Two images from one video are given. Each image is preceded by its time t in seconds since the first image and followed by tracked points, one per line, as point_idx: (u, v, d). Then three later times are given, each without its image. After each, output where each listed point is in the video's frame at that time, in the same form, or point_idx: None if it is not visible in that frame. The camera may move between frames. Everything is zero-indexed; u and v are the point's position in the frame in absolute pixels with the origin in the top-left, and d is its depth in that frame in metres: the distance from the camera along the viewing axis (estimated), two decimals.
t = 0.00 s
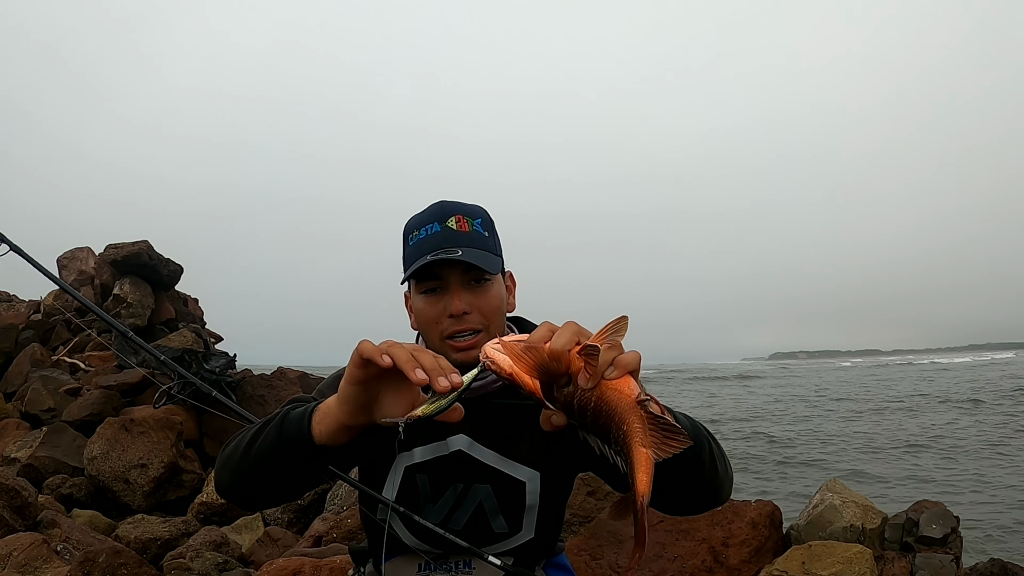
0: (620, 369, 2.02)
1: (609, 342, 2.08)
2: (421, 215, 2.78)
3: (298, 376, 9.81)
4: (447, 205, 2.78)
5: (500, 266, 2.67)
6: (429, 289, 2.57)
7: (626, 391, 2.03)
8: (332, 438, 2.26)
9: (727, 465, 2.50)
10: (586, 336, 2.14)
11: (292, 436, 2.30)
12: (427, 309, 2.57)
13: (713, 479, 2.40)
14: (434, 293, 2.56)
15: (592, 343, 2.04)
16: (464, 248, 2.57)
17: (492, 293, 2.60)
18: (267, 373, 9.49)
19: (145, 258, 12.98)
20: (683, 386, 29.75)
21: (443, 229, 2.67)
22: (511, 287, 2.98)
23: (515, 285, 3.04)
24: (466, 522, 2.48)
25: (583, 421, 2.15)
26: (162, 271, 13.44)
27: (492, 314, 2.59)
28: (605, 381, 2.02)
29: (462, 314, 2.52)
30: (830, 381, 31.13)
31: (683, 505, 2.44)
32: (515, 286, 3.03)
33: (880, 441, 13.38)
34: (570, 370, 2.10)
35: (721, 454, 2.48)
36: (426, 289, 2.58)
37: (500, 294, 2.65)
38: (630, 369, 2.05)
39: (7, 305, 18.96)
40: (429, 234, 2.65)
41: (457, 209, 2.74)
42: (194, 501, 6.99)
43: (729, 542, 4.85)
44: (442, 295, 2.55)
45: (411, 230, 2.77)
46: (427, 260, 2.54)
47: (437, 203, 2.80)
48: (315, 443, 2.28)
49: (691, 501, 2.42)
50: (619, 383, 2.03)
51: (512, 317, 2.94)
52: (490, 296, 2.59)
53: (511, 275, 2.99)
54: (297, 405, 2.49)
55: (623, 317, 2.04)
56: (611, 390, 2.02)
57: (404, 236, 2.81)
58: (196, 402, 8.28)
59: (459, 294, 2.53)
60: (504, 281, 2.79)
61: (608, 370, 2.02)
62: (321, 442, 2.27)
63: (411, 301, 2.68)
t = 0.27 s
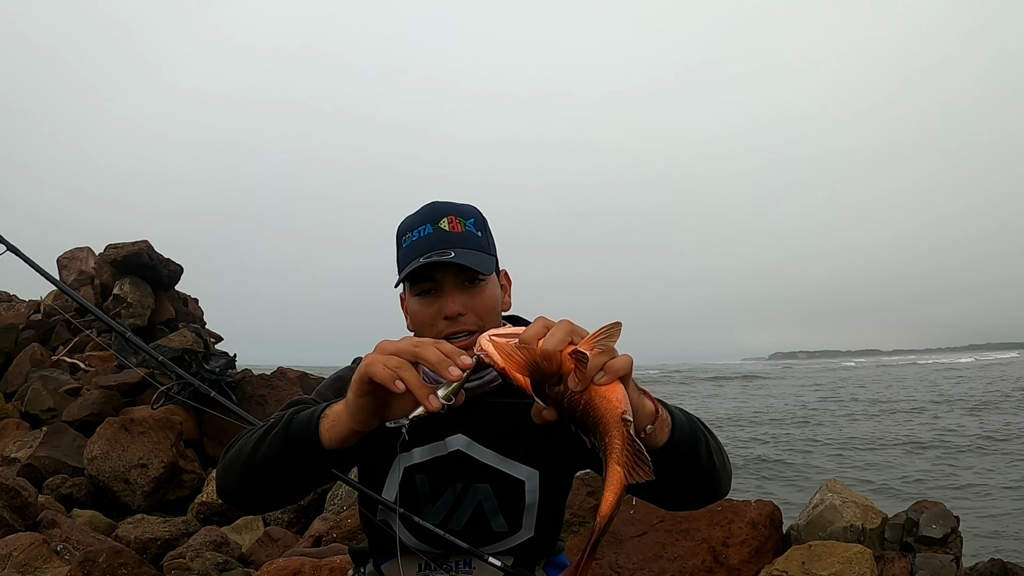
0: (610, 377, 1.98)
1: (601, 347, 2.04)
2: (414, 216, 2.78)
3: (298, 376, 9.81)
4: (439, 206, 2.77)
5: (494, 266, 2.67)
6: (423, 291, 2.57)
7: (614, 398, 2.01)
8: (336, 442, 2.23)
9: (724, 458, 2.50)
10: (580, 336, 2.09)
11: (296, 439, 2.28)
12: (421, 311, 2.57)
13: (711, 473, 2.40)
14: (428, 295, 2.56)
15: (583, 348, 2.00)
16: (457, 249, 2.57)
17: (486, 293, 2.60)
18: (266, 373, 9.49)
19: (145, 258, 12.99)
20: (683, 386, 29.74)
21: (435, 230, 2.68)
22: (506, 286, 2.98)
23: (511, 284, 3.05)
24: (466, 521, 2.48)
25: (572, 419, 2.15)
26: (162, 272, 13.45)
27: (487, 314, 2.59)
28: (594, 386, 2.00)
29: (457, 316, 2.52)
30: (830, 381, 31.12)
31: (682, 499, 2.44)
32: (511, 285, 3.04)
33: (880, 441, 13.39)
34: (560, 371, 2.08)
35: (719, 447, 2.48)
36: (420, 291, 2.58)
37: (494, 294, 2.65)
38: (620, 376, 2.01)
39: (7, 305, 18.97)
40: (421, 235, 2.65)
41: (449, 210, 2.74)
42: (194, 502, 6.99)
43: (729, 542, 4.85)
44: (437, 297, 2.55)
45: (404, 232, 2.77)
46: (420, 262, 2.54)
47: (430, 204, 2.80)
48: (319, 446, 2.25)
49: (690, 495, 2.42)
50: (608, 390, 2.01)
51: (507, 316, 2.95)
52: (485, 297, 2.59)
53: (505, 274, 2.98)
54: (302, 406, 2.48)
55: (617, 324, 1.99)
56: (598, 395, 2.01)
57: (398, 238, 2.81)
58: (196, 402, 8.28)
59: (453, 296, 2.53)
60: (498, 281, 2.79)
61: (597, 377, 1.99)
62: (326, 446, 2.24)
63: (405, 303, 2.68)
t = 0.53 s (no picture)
0: (604, 375, 2.01)
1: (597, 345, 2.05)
2: (412, 216, 2.78)
3: (298, 376, 9.81)
4: (437, 206, 2.77)
5: (492, 267, 2.66)
6: (421, 292, 2.57)
7: (611, 395, 2.02)
8: (338, 443, 2.22)
9: (723, 456, 2.50)
10: (574, 335, 2.11)
11: (298, 437, 2.27)
12: (420, 312, 2.57)
13: (711, 471, 2.40)
14: (426, 296, 2.56)
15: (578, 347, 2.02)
16: (455, 250, 2.56)
17: (484, 295, 2.60)
18: (266, 373, 9.48)
19: (145, 258, 12.98)
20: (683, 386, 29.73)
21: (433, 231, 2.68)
22: (504, 286, 2.98)
23: (509, 284, 3.05)
24: (465, 521, 2.48)
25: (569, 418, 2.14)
26: (162, 271, 13.44)
27: (485, 316, 2.59)
28: (590, 384, 2.01)
29: (454, 317, 2.52)
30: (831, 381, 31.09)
31: (682, 497, 2.44)
32: (509, 285, 3.04)
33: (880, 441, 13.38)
34: (556, 370, 2.08)
35: (718, 445, 2.48)
36: (418, 292, 2.58)
37: (493, 295, 2.65)
38: (616, 373, 2.04)
39: (7, 305, 18.96)
40: (419, 236, 2.65)
41: (447, 210, 2.74)
42: (194, 501, 6.99)
43: (729, 542, 4.85)
44: (435, 298, 2.55)
45: (402, 232, 2.77)
46: (418, 263, 2.54)
47: (428, 204, 2.80)
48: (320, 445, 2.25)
49: (689, 493, 2.42)
50: (604, 387, 2.02)
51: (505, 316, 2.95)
52: (483, 298, 2.59)
53: (503, 274, 2.98)
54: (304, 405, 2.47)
55: (613, 322, 2.01)
56: (595, 394, 2.01)
57: (396, 238, 2.81)
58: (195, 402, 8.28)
59: (451, 297, 2.53)
60: (496, 281, 2.79)
61: (593, 375, 2.01)
62: (327, 446, 2.23)
63: (403, 303, 2.68)
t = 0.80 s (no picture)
0: (608, 371, 2.01)
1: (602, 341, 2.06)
2: (415, 215, 2.78)
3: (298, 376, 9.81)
4: (440, 206, 2.78)
5: (495, 268, 2.67)
6: (423, 291, 2.57)
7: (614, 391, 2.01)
8: (337, 433, 2.22)
9: (724, 457, 2.49)
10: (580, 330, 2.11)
11: (297, 429, 2.27)
12: (422, 311, 2.57)
13: (711, 472, 2.40)
14: (428, 296, 2.56)
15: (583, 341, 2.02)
16: (458, 250, 2.57)
17: (486, 295, 2.60)
18: (266, 373, 9.48)
19: (145, 258, 12.98)
20: (683, 386, 29.72)
21: (437, 230, 2.68)
22: (506, 287, 2.99)
23: (510, 285, 3.05)
24: (465, 522, 2.48)
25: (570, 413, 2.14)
26: (162, 271, 13.44)
27: (487, 316, 2.59)
28: (593, 379, 2.01)
29: (457, 317, 2.52)
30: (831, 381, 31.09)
31: (683, 498, 2.44)
32: (510, 286, 3.05)
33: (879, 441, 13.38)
34: (560, 364, 2.08)
35: (718, 446, 2.48)
36: (420, 291, 2.57)
37: (495, 295, 2.65)
38: (620, 370, 2.04)
39: (6, 305, 18.95)
40: (423, 235, 2.65)
41: (450, 209, 2.74)
42: (194, 501, 6.99)
43: (729, 542, 4.85)
44: (437, 297, 2.55)
45: (405, 231, 2.77)
46: (421, 262, 2.53)
47: (431, 203, 2.80)
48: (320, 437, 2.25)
49: (689, 494, 2.42)
50: (607, 382, 2.01)
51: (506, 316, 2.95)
52: (485, 299, 2.59)
53: (505, 275, 2.99)
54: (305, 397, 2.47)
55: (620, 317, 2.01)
56: (596, 389, 2.01)
57: (398, 237, 2.81)
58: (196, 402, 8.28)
59: (454, 297, 2.54)
60: (499, 282, 2.79)
61: (596, 370, 2.01)
62: (327, 436, 2.24)
63: (405, 302, 2.68)
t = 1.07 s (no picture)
0: (591, 386, 1.98)
1: (588, 355, 2.02)
2: (414, 215, 2.78)
3: (298, 376, 9.81)
4: (440, 206, 2.77)
5: (495, 268, 2.67)
6: (423, 291, 2.57)
7: (595, 406, 1.99)
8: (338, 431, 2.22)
9: (721, 462, 2.51)
10: (571, 341, 2.09)
11: (296, 430, 2.27)
12: (421, 311, 2.57)
13: (709, 478, 2.40)
14: (428, 296, 2.56)
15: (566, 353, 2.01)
16: (458, 251, 2.56)
17: (486, 295, 2.60)
18: (266, 373, 9.49)
19: (145, 258, 12.98)
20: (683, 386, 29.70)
21: (436, 230, 2.68)
22: (506, 287, 2.99)
23: (510, 285, 3.05)
24: (465, 523, 2.48)
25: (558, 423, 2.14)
26: (162, 271, 13.44)
27: (486, 316, 2.60)
28: (575, 392, 1.99)
29: (457, 317, 2.53)
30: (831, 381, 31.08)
31: (680, 504, 2.44)
32: (510, 286, 3.05)
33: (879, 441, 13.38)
34: (547, 374, 2.08)
35: (716, 452, 2.49)
36: (420, 291, 2.58)
37: (494, 296, 2.65)
38: (603, 386, 2.01)
39: (6, 305, 18.95)
40: (423, 236, 2.65)
41: (450, 209, 2.74)
42: (194, 501, 6.99)
43: (729, 542, 4.85)
44: (437, 297, 2.55)
45: (404, 231, 2.76)
46: (421, 263, 2.53)
47: (431, 203, 2.80)
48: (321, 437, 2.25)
49: (687, 500, 2.42)
50: (588, 398, 1.99)
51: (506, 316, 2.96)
52: (485, 299, 2.59)
53: (505, 275, 2.99)
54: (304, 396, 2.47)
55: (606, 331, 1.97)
56: (577, 403, 2.00)
57: (398, 237, 2.81)
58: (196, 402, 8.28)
59: (453, 297, 2.54)
60: (498, 282, 2.79)
61: (579, 384, 1.98)
62: (325, 434, 2.24)
63: (405, 302, 2.68)
